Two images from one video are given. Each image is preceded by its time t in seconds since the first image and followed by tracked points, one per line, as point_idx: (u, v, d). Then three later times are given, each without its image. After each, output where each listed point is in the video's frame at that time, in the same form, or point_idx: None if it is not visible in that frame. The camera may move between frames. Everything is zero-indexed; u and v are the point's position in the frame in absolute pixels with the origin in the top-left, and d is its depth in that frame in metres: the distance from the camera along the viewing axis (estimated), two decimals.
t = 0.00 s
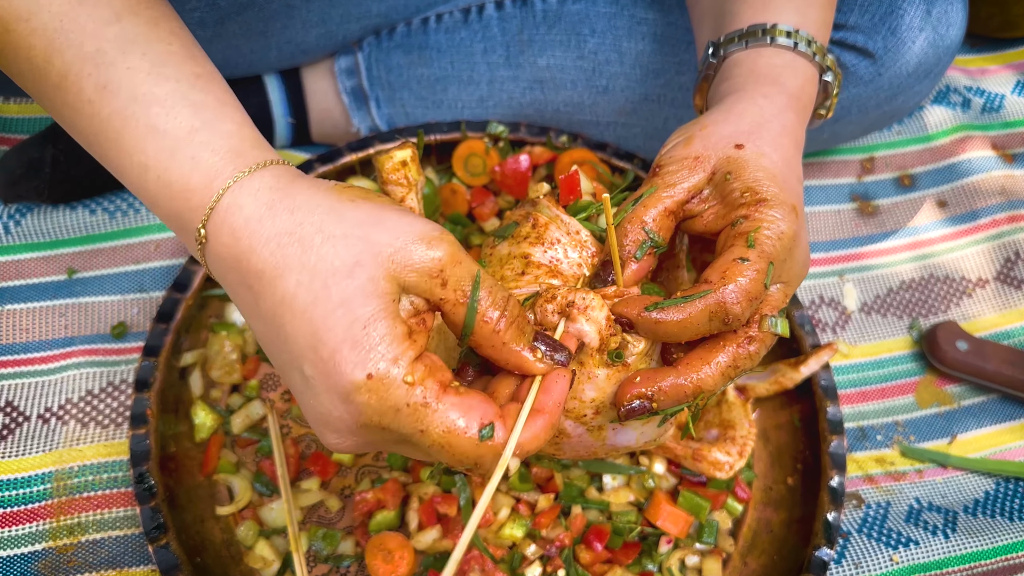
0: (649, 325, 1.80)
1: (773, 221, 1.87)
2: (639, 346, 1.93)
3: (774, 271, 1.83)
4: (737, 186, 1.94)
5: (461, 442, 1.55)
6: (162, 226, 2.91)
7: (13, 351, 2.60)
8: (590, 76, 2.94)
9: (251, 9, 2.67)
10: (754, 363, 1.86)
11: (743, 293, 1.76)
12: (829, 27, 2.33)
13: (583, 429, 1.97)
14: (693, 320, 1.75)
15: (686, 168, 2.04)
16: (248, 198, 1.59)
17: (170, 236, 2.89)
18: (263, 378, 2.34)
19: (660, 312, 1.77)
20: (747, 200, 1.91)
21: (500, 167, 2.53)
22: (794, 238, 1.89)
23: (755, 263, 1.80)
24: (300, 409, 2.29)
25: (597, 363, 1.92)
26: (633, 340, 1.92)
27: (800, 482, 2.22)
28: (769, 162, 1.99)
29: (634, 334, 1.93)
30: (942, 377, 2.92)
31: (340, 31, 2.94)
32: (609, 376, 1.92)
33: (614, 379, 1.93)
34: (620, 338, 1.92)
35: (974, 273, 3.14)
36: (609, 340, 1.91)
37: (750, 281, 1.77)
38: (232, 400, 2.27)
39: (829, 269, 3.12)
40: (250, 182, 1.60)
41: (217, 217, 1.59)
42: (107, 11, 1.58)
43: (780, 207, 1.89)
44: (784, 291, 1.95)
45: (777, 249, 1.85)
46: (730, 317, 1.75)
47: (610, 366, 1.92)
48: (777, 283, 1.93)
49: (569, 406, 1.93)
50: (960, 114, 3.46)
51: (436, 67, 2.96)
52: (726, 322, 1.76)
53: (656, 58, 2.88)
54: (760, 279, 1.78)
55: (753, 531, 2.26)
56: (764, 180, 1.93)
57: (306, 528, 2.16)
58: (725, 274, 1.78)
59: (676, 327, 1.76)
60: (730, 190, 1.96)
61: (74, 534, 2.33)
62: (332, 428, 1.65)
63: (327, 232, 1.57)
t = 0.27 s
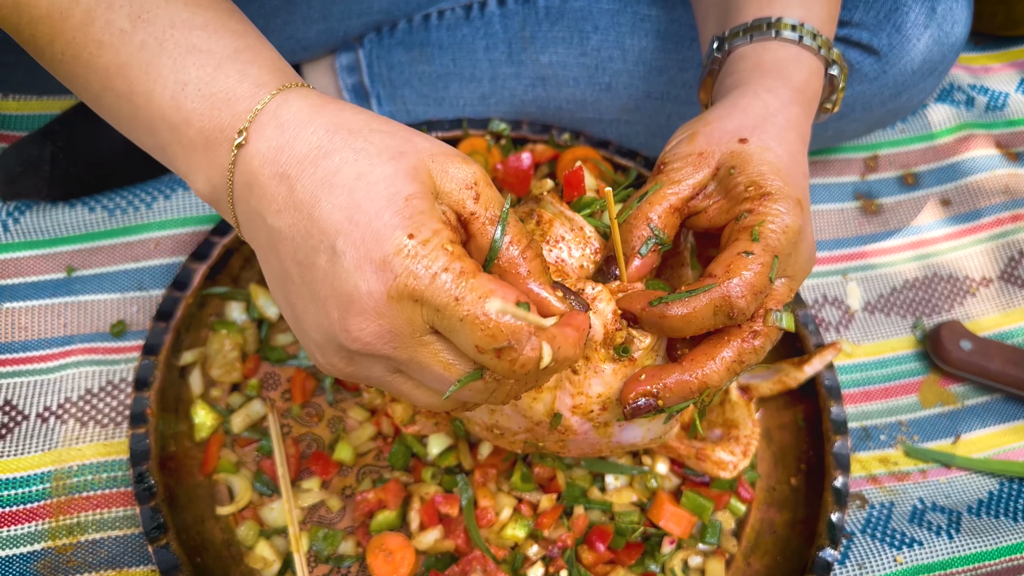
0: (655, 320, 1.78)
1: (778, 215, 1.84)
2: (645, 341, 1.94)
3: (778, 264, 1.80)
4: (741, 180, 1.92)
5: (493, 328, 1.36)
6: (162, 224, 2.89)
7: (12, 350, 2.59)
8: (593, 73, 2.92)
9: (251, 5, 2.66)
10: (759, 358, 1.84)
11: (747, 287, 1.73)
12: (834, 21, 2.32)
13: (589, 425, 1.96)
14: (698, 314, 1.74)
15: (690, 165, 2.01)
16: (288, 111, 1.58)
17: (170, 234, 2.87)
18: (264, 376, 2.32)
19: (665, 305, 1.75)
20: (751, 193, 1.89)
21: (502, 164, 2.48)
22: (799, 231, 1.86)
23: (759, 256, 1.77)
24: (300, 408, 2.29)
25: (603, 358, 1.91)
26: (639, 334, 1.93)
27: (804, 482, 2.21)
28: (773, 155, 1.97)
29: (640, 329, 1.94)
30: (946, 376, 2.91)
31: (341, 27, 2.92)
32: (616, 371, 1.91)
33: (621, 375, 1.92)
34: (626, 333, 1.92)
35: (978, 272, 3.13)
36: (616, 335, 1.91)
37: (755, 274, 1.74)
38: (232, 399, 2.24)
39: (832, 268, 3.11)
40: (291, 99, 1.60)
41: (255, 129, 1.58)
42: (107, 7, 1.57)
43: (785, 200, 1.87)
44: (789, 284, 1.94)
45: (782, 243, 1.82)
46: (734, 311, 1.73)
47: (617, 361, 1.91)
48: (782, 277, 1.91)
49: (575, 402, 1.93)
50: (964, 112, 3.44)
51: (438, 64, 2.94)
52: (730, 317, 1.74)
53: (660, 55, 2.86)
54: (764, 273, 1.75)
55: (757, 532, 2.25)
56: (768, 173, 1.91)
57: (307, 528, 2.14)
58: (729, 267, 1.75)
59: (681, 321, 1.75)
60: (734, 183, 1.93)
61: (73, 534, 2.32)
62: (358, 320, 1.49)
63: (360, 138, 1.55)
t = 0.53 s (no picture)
0: (649, 305, 1.79)
1: (779, 203, 1.84)
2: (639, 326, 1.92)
3: (775, 255, 1.80)
4: (747, 165, 1.92)
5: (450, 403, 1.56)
6: (159, 222, 2.87)
7: (8, 347, 2.58)
8: (592, 69, 2.90)
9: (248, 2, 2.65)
10: (754, 349, 1.84)
11: (743, 274, 1.74)
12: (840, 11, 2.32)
13: (583, 415, 1.96)
14: (692, 300, 1.74)
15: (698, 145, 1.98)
16: (265, 147, 1.61)
17: (166, 231, 2.85)
18: (260, 374, 2.32)
19: (659, 291, 1.76)
20: (756, 180, 1.89)
21: (501, 161, 2.50)
22: (798, 222, 1.86)
23: (757, 245, 1.77)
24: (297, 406, 2.27)
25: (597, 347, 1.91)
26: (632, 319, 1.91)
27: (803, 480, 2.20)
28: (781, 143, 1.95)
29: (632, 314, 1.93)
30: (945, 375, 2.90)
31: (339, 24, 2.91)
32: (610, 359, 1.91)
33: (615, 363, 1.92)
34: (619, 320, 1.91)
35: (977, 271, 3.12)
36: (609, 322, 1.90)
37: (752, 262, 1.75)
38: (228, 397, 2.25)
39: (831, 266, 3.10)
40: (269, 131, 1.62)
41: (234, 166, 1.62)
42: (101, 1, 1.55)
43: (789, 189, 1.87)
44: (784, 276, 1.94)
45: (781, 233, 1.82)
46: (729, 297, 1.74)
47: (610, 349, 1.91)
48: (778, 267, 1.91)
49: (569, 393, 1.92)
50: (964, 110, 3.44)
51: (436, 60, 2.93)
52: (725, 303, 1.75)
53: (659, 51, 2.85)
54: (761, 261, 1.76)
55: (755, 531, 2.24)
56: (774, 161, 1.90)
57: (303, 527, 2.13)
58: (726, 253, 1.76)
59: (675, 306, 1.75)
60: (738, 169, 1.93)
61: (68, 533, 2.31)
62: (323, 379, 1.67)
63: (335, 188, 1.59)
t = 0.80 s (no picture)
0: (650, 306, 1.79)
1: (783, 204, 1.85)
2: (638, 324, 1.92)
3: (777, 257, 1.81)
4: (752, 163, 1.91)
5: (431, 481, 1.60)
6: (156, 219, 2.87)
7: (5, 345, 2.57)
8: (590, 67, 2.90)
9: None
10: (752, 350, 1.85)
11: (744, 276, 1.75)
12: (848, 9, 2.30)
13: (584, 415, 1.95)
14: (693, 300, 1.75)
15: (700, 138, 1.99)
16: (230, 215, 1.56)
17: (163, 229, 2.85)
18: (258, 372, 2.32)
19: (660, 292, 1.77)
20: (760, 180, 1.89)
21: (498, 159, 2.51)
22: (801, 223, 1.87)
23: (760, 247, 1.78)
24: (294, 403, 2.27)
25: (596, 347, 1.91)
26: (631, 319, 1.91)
27: (801, 478, 2.19)
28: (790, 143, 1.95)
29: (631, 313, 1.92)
30: (943, 373, 2.90)
31: (337, 21, 2.90)
32: (609, 359, 1.91)
33: (614, 363, 1.91)
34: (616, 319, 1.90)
35: (976, 269, 3.12)
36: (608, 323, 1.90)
37: (752, 265, 1.76)
38: (225, 394, 2.25)
39: (830, 264, 3.10)
40: (233, 193, 1.56)
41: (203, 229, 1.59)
42: None
43: (791, 189, 1.88)
44: (784, 279, 1.94)
45: (783, 235, 1.83)
46: (730, 299, 1.75)
47: (609, 349, 1.91)
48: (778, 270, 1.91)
49: (569, 393, 1.91)
50: (963, 108, 3.43)
51: (434, 57, 2.92)
52: (726, 304, 1.76)
53: (657, 48, 2.84)
54: (763, 263, 1.76)
55: (753, 529, 2.24)
56: (779, 161, 1.90)
57: (301, 525, 2.13)
58: (728, 255, 1.76)
59: (675, 306, 1.76)
60: (743, 166, 1.92)
61: (64, 531, 2.30)
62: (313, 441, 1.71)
63: (300, 266, 1.53)
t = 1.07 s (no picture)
0: (649, 306, 1.80)
1: (783, 203, 1.85)
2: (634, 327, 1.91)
3: (776, 256, 1.82)
4: (749, 164, 1.92)
5: (449, 398, 1.51)
6: (156, 217, 2.87)
7: (5, 343, 2.58)
8: (589, 66, 2.90)
9: None
10: (753, 349, 1.85)
11: (743, 274, 1.76)
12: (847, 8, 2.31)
13: (578, 414, 1.95)
14: (693, 299, 1.75)
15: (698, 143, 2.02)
16: (266, 129, 1.56)
17: (163, 227, 2.85)
18: (258, 370, 2.31)
19: (658, 291, 1.77)
20: (758, 179, 1.89)
21: (498, 158, 2.51)
22: (801, 223, 1.87)
23: (759, 246, 1.78)
24: (294, 402, 2.28)
25: (590, 345, 1.92)
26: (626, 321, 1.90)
27: (799, 476, 2.20)
28: (786, 143, 1.95)
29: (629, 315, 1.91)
30: (942, 371, 2.91)
31: (337, 20, 2.90)
32: (602, 357, 1.91)
33: (607, 361, 1.92)
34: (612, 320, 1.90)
35: (975, 267, 3.12)
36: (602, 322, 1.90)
37: (751, 265, 1.76)
38: (225, 393, 2.24)
39: (828, 262, 3.10)
40: (268, 113, 1.58)
41: (231, 146, 1.57)
42: None
43: (790, 188, 1.88)
44: (785, 277, 1.94)
45: (782, 233, 1.83)
46: (729, 297, 1.76)
47: (602, 347, 1.91)
48: (778, 268, 1.91)
49: (563, 391, 1.92)
50: (962, 107, 3.44)
51: (434, 56, 2.93)
52: (726, 303, 1.77)
53: (656, 47, 2.85)
54: (762, 262, 1.77)
55: (752, 526, 2.25)
56: (777, 161, 1.91)
57: (301, 522, 2.13)
58: (727, 254, 1.77)
59: (673, 305, 1.77)
60: (741, 168, 1.93)
61: (65, 528, 2.31)
62: (323, 379, 1.62)
63: (340, 170, 1.53)
